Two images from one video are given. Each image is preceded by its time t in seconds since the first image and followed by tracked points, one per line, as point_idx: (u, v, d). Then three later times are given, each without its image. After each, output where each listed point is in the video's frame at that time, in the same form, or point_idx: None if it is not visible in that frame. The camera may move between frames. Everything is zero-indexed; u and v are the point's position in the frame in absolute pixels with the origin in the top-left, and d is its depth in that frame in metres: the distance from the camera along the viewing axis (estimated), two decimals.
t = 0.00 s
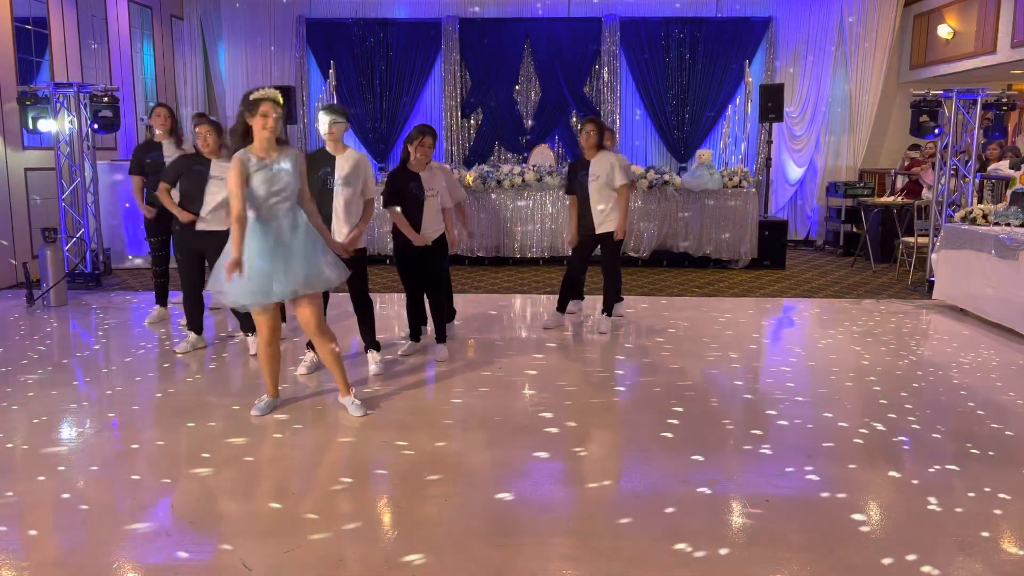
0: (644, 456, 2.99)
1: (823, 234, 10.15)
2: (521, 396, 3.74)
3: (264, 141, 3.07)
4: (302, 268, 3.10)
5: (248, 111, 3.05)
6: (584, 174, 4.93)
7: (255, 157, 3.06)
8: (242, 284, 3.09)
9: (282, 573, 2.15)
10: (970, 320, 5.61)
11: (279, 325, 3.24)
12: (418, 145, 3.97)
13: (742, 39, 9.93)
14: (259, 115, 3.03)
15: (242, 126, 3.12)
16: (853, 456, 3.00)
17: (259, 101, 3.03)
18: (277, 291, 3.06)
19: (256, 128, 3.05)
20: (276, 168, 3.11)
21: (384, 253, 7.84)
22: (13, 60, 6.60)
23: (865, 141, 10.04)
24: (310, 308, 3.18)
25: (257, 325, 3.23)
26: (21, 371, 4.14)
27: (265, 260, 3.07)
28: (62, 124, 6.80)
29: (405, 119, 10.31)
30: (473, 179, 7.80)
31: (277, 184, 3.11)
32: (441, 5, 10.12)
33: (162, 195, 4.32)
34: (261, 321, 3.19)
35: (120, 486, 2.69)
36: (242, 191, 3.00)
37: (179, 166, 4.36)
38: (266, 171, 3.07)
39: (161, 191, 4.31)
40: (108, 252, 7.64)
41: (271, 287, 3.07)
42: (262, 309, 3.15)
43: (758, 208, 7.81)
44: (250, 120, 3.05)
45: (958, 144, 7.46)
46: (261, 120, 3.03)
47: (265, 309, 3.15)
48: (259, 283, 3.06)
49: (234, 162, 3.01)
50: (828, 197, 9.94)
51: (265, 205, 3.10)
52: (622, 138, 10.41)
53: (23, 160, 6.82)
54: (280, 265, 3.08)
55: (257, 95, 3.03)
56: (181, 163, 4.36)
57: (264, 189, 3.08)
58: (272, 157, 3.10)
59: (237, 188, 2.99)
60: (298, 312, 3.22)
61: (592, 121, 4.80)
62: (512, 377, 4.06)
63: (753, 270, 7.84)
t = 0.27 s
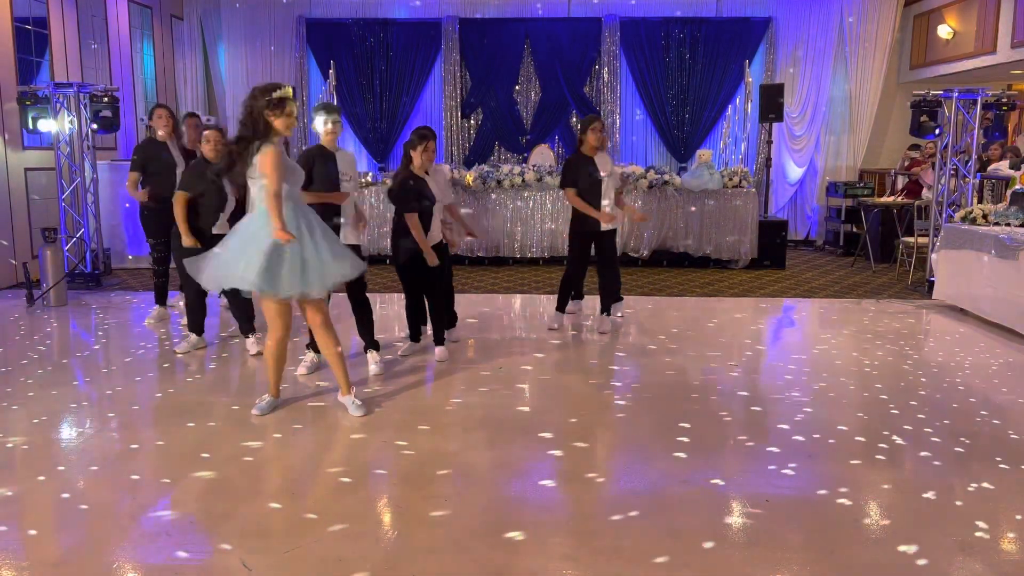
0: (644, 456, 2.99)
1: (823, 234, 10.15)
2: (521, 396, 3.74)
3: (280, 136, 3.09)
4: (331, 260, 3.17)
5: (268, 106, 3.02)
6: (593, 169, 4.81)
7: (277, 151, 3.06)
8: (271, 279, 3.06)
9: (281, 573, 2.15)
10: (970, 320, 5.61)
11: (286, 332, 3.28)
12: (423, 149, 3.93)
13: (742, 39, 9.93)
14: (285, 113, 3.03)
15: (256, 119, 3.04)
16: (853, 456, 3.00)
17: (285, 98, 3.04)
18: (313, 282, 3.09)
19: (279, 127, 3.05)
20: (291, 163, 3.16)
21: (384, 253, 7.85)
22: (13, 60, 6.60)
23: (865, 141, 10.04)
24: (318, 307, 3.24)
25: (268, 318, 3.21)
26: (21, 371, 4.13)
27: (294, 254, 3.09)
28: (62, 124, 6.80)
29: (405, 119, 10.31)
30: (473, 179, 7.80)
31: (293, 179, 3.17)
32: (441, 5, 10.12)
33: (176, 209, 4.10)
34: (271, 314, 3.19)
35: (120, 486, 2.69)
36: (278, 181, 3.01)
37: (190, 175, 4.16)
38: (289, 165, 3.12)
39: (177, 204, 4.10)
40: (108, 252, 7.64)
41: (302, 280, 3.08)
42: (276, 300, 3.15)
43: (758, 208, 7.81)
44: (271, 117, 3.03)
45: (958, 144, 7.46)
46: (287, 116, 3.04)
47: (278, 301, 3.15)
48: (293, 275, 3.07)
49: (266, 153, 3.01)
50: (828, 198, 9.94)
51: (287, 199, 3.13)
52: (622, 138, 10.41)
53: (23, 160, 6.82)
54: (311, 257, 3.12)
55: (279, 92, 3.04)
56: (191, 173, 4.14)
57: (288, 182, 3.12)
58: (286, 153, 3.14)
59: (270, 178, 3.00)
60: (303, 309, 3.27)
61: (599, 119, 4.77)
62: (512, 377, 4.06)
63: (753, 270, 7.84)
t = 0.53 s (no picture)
0: (644, 455, 2.99)
1: (823, 234, 10.15)
2: (521, 396, 3.74)
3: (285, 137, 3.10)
4: (335, 260, 3.18)
5: (273, 106, 3.04)
6: (586, 168, 4.80)
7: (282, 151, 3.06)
8: (278, 280, 3.05)
9: (281, 573, 2.15)
10: (970, 320, 5.60)
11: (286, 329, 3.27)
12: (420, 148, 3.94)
13: (742, 39, 9.93)
14: (290, 113, 3.06)
15: (260, 119, 3.04)
16: (853, 456, 3.00)
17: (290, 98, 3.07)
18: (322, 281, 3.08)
19: (284, 126, 3.06)
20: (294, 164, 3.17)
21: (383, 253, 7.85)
22: (14, 60, 6.60)
23: (865, 141, 10.04)
24: (321, 306, 3.23)
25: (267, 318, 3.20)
26: (21, 371, 4.14)
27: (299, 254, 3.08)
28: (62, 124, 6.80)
29: (405, 119, 10.32)
30: (473, 179, 7.80)
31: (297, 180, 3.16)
32: (441, 5, 10.11)
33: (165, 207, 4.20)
34: (271, 314, 3.18)
35: (120, 486, 2.69)
36: (282, 177, 2.98)
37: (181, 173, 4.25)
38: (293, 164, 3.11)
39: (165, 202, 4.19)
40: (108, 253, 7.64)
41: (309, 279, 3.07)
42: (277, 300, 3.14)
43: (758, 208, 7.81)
44: (275, 115, 3.04)
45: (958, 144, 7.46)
46: (291, 115, 3.06)
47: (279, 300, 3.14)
48: (300, 275, 3.04)
49: (270, 151, 2.97)
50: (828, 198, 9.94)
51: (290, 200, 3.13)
52: (622, 138, 10.40)
53: (23, 160, 6.83)
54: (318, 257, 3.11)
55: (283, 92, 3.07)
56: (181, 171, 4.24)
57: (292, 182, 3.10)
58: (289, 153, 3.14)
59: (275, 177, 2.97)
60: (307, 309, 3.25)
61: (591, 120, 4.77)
62: (512, 376, 4.06)
63: (753, 270, 7.84)
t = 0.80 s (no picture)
0: (644, 455, 2.99)
1: (823, 234, 10.14)
2: (521, 395, 3.74)
3: (285, 138, 3.08)
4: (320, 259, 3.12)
5: (271, 108, 3.04)
6: (577, 168, 4.83)
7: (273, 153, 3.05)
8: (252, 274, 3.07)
9: (281, 573, 2.15)
10: (970, 320, 5.60)
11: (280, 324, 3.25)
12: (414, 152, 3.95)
13: (742, 39, 9.93)
14: (286, 114, 3.03)
15: (260, 123, 3.07)
16: (852, 456, 3.00)
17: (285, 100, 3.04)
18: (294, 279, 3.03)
19: (283, 127, 3.05)
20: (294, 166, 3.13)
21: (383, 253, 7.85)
22: (13, 60, 6.60)
23: (865, 141, 10.04)
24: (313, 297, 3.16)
25: (258, 314, 3.20)
26: (21, 371, 4.14)
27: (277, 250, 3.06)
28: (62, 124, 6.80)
29: (405, 119, 10.32)
30: (473, 179, 7.80)
31: (292, 181, 3.12)
32: (441, 5, 10.11)
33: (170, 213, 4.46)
34: (262, 309, 3.17)
35: (120, 486, 2.69)
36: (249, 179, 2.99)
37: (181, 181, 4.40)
38: (281, 165, 3.08)
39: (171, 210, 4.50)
40: (108, 253, 7.64)
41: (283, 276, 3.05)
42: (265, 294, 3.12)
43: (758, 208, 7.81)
44: (275, 117, 3.04)
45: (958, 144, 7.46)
46: (286, 117, 3.04)
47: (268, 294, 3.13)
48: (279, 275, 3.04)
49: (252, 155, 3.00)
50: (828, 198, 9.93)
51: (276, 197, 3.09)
52: (622, 138, 10.40)
53: (23, 160, 6.82)
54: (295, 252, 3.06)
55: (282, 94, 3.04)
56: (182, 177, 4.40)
57: (277, 183, 3.07)
58: (288, 155, 3.10)
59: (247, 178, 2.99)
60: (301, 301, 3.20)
61: (581, 119, 4.78)
62: (512, 376, 4.06)
63: (753, 270, 7.84)
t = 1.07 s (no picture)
0: (644, 455, 2.99)
1: (823, 234, 10.14)
2: (521, 395, 3.74)
3: (280, 137, 3.11)
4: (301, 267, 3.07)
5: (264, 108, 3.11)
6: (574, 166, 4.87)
7: (265, 154, 3.10)
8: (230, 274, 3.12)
9: (281, 573, 2.15)
10: (970, 320, 5.61)
11: (276, 323, 3.26)
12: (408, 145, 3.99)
13: (742, 39, 9.93)
14: (269, 110, 3.07)
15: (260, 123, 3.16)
16: (853, 456, 3.00)
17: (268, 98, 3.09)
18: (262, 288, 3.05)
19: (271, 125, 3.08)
20: (289, 165, 3.11)
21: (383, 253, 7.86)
22: (13, 60, 6.60)
23: (865, 140, 10.04)
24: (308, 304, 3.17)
25: (257, 319, 3.23)
26: (21, 371, 4.14)
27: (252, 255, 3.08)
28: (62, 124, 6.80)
29: (405, 119, 10.32)
30: (473, 179, 7.80)
31: (284, 180, 3.11)
32: (441, 5, 10.11)
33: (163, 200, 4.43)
34: (259, 314, 3.19)
35: (120, 486, 2.70)
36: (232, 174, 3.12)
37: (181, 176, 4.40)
38: (272, 164, 3.10)
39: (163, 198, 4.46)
40: (109, 253, 7.64)
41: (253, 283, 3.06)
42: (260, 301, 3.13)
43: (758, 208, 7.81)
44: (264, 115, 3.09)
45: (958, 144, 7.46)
46: (268, 115, 3.08)
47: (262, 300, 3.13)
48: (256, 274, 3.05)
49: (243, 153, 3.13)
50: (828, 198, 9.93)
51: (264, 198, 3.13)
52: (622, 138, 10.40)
53: (23, 160, 6.82)
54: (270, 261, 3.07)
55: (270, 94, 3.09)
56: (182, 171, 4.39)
57: (265, 183, 3.12)
58: (284, 155, 3.11)
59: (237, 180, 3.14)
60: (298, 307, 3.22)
61: (578, 118, 4.80)
62: (512, 376, 4.07)
63: (753, 270, 7.84)
